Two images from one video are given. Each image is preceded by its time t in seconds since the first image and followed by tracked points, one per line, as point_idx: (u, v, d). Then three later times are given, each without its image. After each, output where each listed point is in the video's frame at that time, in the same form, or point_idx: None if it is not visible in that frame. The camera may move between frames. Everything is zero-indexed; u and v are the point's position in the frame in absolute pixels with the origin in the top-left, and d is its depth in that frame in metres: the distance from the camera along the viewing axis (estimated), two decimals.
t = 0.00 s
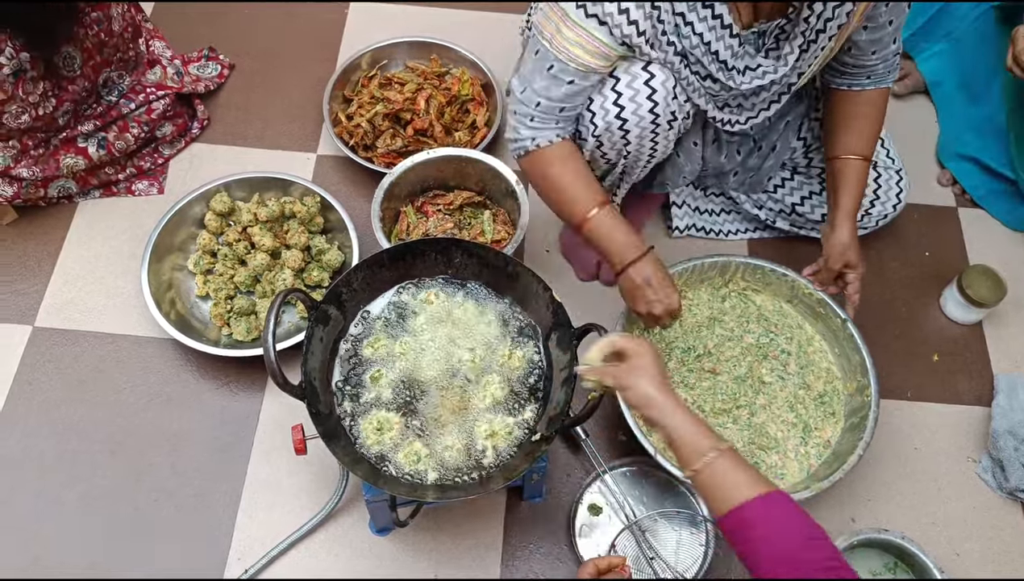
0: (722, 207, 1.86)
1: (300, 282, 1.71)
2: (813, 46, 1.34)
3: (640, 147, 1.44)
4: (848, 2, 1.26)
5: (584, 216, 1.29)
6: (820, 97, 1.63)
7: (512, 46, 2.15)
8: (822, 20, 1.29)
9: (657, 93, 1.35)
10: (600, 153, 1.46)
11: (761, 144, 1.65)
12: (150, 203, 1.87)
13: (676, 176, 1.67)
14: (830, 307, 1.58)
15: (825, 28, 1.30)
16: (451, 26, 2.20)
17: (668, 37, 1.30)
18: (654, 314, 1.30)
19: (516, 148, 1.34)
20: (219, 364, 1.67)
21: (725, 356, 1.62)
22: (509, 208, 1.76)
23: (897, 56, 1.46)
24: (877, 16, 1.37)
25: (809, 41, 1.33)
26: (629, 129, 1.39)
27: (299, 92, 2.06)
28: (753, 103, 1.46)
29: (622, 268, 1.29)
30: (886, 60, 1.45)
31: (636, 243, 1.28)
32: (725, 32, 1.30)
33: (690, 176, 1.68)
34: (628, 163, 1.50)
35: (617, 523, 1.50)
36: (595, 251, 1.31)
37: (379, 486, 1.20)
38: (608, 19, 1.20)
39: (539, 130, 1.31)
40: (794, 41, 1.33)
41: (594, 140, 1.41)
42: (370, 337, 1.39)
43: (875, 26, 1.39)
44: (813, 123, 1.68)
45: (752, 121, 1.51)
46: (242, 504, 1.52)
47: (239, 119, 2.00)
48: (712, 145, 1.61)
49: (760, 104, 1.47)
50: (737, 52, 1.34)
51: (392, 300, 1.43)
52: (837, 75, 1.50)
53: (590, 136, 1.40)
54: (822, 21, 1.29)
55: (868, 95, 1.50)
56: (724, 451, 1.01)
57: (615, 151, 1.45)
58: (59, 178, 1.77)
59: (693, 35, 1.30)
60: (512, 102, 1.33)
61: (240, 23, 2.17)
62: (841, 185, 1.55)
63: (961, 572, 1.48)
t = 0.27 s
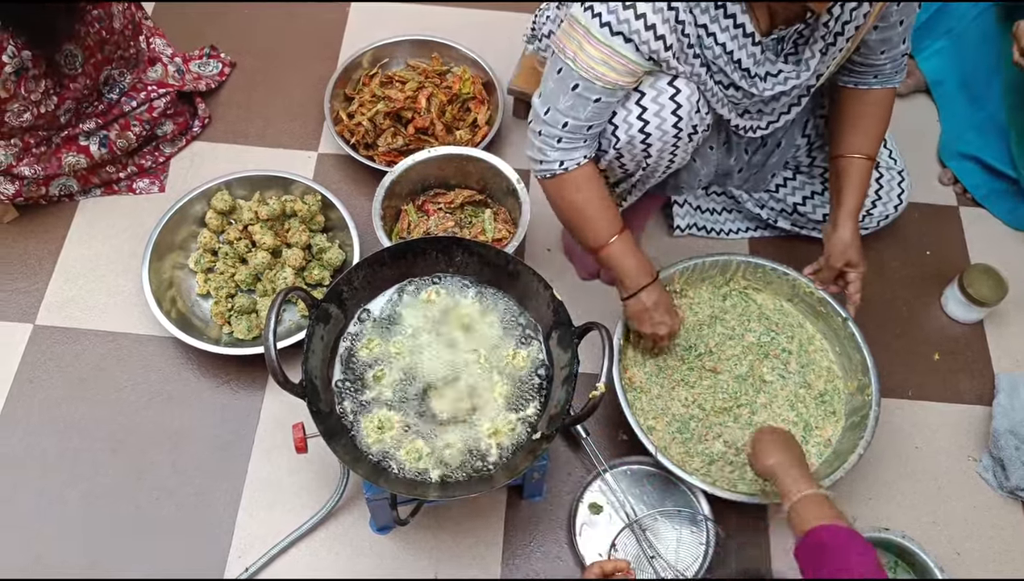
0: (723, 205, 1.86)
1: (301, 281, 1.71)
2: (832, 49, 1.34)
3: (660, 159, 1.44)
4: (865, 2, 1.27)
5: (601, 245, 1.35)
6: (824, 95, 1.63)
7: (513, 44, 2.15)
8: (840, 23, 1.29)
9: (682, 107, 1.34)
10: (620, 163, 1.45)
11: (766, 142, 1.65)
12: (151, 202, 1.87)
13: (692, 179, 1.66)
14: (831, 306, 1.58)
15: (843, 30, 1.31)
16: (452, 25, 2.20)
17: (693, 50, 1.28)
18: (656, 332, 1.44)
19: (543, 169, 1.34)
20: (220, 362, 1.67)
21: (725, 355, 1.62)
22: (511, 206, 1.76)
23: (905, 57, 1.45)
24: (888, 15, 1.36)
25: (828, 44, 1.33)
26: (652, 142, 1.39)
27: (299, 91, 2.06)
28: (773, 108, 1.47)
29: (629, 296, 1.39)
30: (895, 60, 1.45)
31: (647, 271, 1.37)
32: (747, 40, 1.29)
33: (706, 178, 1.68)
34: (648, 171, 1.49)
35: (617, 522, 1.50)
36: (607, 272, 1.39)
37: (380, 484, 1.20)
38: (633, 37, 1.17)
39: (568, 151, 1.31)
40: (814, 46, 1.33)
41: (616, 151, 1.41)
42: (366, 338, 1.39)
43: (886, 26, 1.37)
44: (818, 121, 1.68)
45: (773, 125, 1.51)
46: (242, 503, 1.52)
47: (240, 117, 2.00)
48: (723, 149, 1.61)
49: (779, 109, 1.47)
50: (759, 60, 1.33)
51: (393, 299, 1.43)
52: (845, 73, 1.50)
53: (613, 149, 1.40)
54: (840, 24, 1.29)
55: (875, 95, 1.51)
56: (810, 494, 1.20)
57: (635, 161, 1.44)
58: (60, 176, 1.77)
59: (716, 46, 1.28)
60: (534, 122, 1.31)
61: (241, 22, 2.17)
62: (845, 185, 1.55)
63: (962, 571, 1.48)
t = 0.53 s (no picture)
0: (724, 204, 1.86)
1: (302, 279, 1.72)
2: (838, 51, 1.34)
3: (665, 159, 1.45)
4: (872, 5, 1.27)
5: (613, 242, 1.37)
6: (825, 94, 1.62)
7: (514, 43, 2.15)
8: (847, 25, 1.29)
9: (688, 108, 1.34)
10: (623, 163, 1.46)
11: (767, 140, 1.64)
12: (151, 200, 1.87)
13: (693, 179, 1.66)
14: (832, 305, 1.58)
15: (849, 33, 1.31)
16: (452, 24, 2.19)
17: (701, 51, 1.27)
18: (672, 321, 1.46)
19: (550, 171, 1.34)
20: (220, 361, 1.67)
21: (726, 354, 1.62)
22: (511, 205, 1.76)
23: (908, 58, 1.45)
24: (894, 18, 1.37)
25: (834, 46, 1.33)
26: (657, 143, 1.39)
27: (300, 90, 2.06)
28: (776, 109, 1.47)
29: (642, 289, 1.41)
30: (898, 61, 1.45)
31: (659, 264, 1.39)
32: (754, 42, 1.28)
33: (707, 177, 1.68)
34: (651, 170, 1.50)
35: (618, 521, 1.49)
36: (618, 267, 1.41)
37: (380, 484, 1.20)
38: (642, 36, 1.16)
39: (577, 151, 1.30)
40: (820, 48, 1.32)
41: (620, 152, 1.42)
42: (363, 339, 1.39)
43: (891, 29, 1.38)
44: (819, 120, 1.67)
45: (777, 126, 1.51)
46: (242, 501, 1.52)
47: (241, 116, 2.00)
48: (725, 148, 1.60)
49: (782, 110, 1.47)
50: (765, 61, 1.33)
51: (393, 298, 1.43)
52: (847, 72, 1.50)
53: (617, 149, 1.41)
54: (846, 27, 1.30)
55: (878, 95, 1.50)
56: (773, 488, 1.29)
57: (638, 161, 1.45)
58: (61, 174, 1.77)
59: (724, 47, 1.27)
60: (541, 122, 1.30)
61: (242, 21, 2.17)
62: (846, 184, 1.54)
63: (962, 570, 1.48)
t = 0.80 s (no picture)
0: (723, 203, 1.86)
1: (301, 278, 1.71)
2: (840, 48, 1.33)
3: (665, 157, 1.45)
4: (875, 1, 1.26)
5: (619, 233, 1.36)
6: (824, 93, 1.62)
7: (513, 41, 2.14)
8: (849, 21, 1.29)
9: (687, 107, 1.35)
10: (623, 161, 1.46)
11: (767, 139, 1.63)
12: (150, 199, 1.87)
13: (693, 178, 1.65)
14: (831, 304, 1.58)
15: (851, 29, 1.30)
16: (452, 23, 2.19)
17: (702, 48, 1.27)
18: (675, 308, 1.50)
19: (549, 164, 1.33)
20: (219, 359, 1.67)
21: (725, 353, 1.62)
22: (510, 204, 1.76)
23: (909, 57, 1.44)
24: (894, 14, 1.35)
25: (835, 44, 1.33)
26: (656, 142, 1.40)
27: (299, 89, 2.05)
28: (778, 108, 1.47)
29: (650, 277, 1.42)
30: (898, 59, 1.44)
31: (666, 252, 1.40)
32: (756, 38, 1.28)
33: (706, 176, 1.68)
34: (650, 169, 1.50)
35: (617, 519, 1.49)
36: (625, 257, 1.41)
37: (379, 482, 1.20)
38: (642, 33, 1.16)
39: (576, 146, 1.30)
40: (822, 44, 1.32)
41: (620, 150, 1.42)
42: (360, 338, 1.38)
43: (892, 24, 1.37)
44: (819, 118, 1.67)
45: (778, 124, 1.51)
46: (241, 499, 1.52)
47: (240, 115, 2.00)
48: (725, 146, 1.60)
49: (784, 108, 1.47)
50: (766, 58, 1.33)
51: (391, 296, 1.43)
52: (848, 71, 1.49)
53: (616, 148, 1.41)
54: (848, 22, 1.29)
55: (879, 93, 1.50)
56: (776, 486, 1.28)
57: (638, 160, 1.45)
58: (60, 173, 1.77)
59: (725, 43, 1.27)
60: (540, 116, 1.30)
61: (242, 19, 2.17)
62: (846, 183, 1.54)
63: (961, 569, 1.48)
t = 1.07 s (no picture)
0: (723, 203, 1.85)
1: (301, 277, 1.71)
2: (838, 45, 1.33)
3: (663, 153, 1.44)
4: None
5: (627, 223, 1.36)
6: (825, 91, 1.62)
7: (512, 40, 2.14)
8: (847, 18, 1.29)
9: (686, 103, 1.34)
10: (622, 159, 1.45)
11: (767, 138, 1.63)
12: (150, 198, 1.87)
13: (693, 175, 1.65)
14: (831, 303, 1.58)
15: (849, 26, 1.30)
16: (452, 22, 2.19)
17: (700, 44, 1.26)
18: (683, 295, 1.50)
19: (552, 163, 1.33)
20: (219, 358, 1.67)
21: (725, 353, 1.62)
22: (510, 203, 1.76)
23: (909, 54, 1.45)
24: (894, 11, 1.36)
25: (833, 40, 1.32)
26: (655, 138, 1.38)
27: (299, 88, 2.05)
28: (777, 105, 1.46)
29: (660, 265, 1.42)
30: (899, 57, 1.44)
31: (673, 241, 1.39)
32: (753, 34, 1.28)
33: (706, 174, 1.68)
34: (649, 165, 1.49)
35: (617, 519, 1.49)
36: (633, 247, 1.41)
37: (379, 481, 1.20)
38: (641, 30, 1.16)
39: (576, 143, 1.30)
40: (820, 41, 1.32)
41: (619, 147, 1.41)
42: (360, 339, 1.38)
43: (890, 22, 1.38)
44: (819, 117, 1.67)
45: (777, 122, 1.51)
46: (241, 499, 1.52)
47: (239, 114, 2.00)
48: (724, 144, 1.59)
49: (784, 105, 1.47)
50: (764, 54, 1.32)
51: (390, 296, 1.43)
52: (848, 69, 1.49)
53: (616, 144, 1.40)
54: (846, 19, 1.29)
55: (879, 92, 1.50)
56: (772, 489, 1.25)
57: (637, 157, 1.44)
58: (60, 172, 1.76)
59: (721, 39, 1.27)
60: (540, 116, 1.30)
61: (241, 18, 2.17)
62: (846, 182, 1.54)
63: (961, 569, 1.48)
